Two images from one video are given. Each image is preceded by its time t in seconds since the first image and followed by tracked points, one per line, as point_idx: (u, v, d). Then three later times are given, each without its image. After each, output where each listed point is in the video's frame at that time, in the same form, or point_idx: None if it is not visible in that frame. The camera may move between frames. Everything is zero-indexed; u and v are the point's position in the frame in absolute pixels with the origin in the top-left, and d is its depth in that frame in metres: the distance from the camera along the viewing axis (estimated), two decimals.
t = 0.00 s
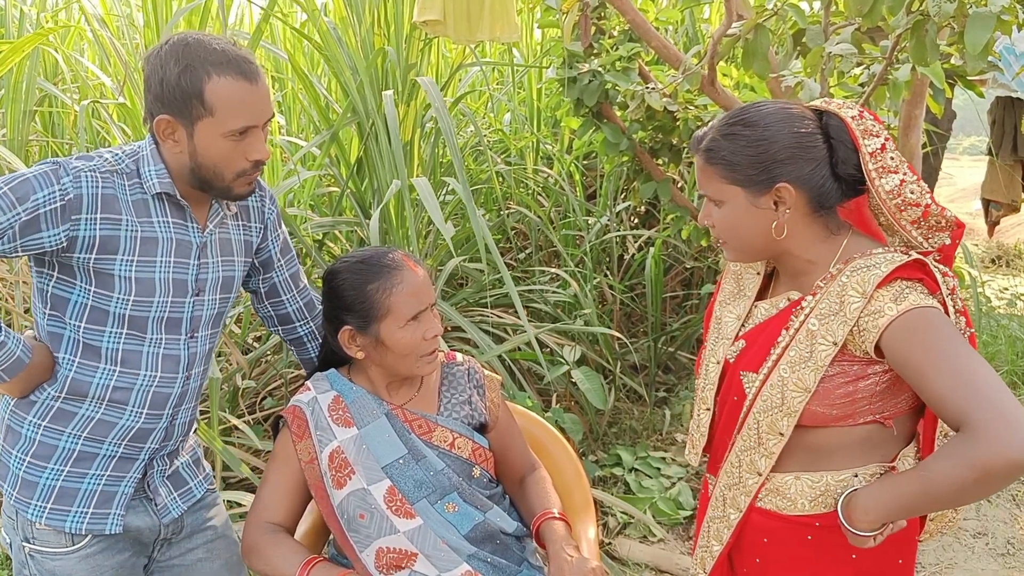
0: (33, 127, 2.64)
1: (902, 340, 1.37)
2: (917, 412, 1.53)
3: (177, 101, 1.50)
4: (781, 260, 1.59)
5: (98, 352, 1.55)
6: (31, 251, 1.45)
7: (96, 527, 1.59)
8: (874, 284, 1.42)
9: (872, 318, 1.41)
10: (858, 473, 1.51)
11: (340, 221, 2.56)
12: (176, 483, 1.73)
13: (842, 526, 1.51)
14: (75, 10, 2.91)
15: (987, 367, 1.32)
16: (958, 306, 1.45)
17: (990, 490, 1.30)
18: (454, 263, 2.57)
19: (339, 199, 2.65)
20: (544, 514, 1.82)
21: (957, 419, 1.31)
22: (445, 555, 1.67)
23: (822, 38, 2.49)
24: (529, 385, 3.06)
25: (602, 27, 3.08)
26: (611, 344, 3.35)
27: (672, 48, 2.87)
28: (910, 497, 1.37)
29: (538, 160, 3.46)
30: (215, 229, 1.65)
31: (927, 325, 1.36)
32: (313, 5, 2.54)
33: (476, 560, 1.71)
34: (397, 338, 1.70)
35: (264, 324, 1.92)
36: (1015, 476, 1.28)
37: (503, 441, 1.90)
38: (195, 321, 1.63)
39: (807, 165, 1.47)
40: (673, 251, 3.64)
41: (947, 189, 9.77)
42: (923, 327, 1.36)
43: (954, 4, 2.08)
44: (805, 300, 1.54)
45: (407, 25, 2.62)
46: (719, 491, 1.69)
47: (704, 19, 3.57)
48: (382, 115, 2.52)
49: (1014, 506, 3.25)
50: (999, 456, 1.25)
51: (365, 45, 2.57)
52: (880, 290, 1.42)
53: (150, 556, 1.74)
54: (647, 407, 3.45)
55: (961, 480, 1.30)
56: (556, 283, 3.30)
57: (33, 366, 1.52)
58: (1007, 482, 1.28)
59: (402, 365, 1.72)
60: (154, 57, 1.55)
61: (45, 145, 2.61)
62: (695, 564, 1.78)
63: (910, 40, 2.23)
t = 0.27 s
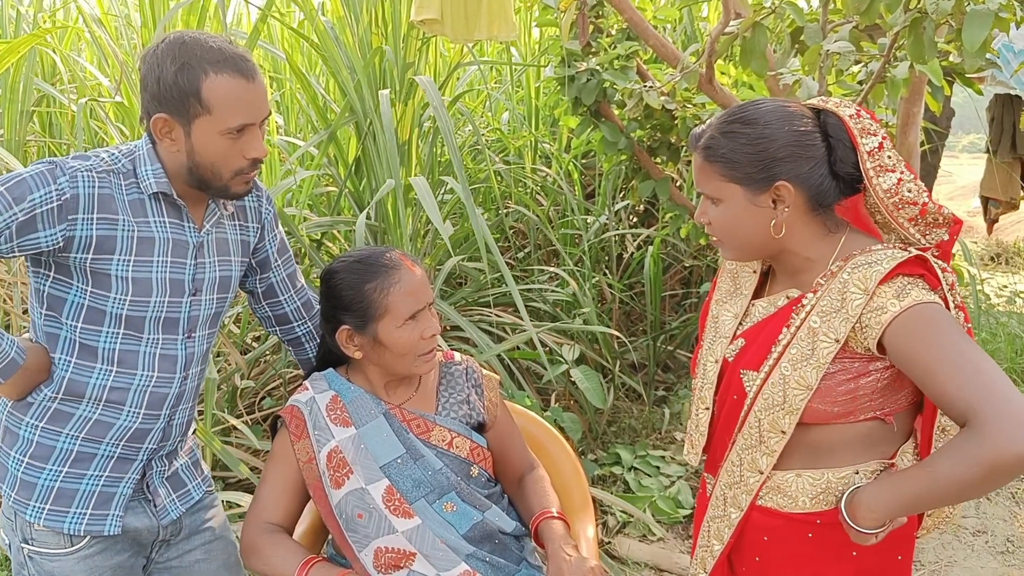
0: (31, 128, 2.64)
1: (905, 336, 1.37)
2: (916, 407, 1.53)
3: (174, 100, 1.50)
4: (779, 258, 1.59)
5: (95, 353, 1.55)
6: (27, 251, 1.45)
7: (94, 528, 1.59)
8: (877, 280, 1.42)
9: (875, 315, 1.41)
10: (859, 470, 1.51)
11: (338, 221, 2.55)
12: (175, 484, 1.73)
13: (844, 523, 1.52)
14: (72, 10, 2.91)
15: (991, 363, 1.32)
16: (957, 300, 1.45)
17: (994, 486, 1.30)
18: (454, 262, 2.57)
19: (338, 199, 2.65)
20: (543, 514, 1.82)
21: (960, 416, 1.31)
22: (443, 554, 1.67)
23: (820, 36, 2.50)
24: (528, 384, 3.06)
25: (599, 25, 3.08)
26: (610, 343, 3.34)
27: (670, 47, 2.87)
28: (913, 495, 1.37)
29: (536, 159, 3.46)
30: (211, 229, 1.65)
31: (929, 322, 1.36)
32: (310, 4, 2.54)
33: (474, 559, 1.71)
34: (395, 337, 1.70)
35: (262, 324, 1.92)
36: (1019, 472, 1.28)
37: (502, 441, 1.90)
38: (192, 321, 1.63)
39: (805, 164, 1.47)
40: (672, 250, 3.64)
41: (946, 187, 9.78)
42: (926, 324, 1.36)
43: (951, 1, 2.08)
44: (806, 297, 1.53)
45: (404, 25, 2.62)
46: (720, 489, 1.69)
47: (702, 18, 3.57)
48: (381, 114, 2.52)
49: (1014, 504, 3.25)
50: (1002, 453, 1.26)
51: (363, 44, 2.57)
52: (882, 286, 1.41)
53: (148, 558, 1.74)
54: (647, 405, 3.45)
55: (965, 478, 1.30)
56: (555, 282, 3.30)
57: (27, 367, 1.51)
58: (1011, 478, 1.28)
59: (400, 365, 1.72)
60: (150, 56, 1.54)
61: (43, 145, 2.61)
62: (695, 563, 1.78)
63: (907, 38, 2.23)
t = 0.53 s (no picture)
0: (29, 127, 2.64)
1: (896, 334, 1.37)
2: (909, 404, 1.53)
3: (176, 97, 1.50)
4: (776, 253, 1.59)
5: (94, 351, 1.55)
6: (27, 249, 1.45)
7: (95, 527, 1.59)
8: (868, 277, 1.42)
9: (865, 311, 1.41)
10: (848, 468, 1.51)
11: (337, 220, 2.54)
12: (177, 485, 1.72)
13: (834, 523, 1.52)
14: (70, 9, 2.91)
15: (980, 361, 1.33)
16: (950, 299, 1.46)
17: (982, 485, 1.31)
18: (452, 261, 2.57)
19: (337, 198, 2.65)
20: (542, 512, 1.82)
21: (950, 414, 1.31)
22: (442, 553, 1.67)
23: (820, 35, 2.49)
24: (527, 383, 3.06)
25: (598, 24, 3.07)
26: (609, 343, 3.35)
27: (669, 46, 2.87)
28: (902, 493, 1.38)
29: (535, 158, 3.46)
30: (211, 227, 1.65)
31: (920, 319, 1.36)
32: (309, 3, 2.54)
33: (473, 558, 1.71)
34: (394, 336, 1.70)
35: (262, 323, 1.92)
36: (1007, 469, 1.29)
37: (501, 439, 1.90)
38: (192, 319, 1.63)
39: (809, 160, 1.47)
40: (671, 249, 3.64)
41: (945, 186, 9.78)
42: (917, 322, 1.36)
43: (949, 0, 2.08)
44: (799, 294, 1.54)
45: (403, 24, 2.62)
46: (714, 485, 1.69)
47: (702, 17, 3.57)
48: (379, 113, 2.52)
49: (1013, 503, 3.25)
50: (993, 451, 1.26)
51: (362, 43, 2.56)
52: (874, 283, 1.41)
53: (149, 557, 1.74)
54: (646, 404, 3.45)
55: (953, 475, 1.30)
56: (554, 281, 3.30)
57: (28, 365, 1.51)
58: (999, 477, 1.29)
59: (399, 364, 1.72)
60: (152, 53, 1.54)
61: (42, 144, 2.61)
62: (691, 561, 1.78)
63: (906, 37, 2.22)
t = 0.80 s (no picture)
0: (27, 127, 2.64)
1: (883, 334, 1.38)
2: (900, 404, 1.53)
3: (173, 96, 1.50)
4: (772, 249, 1.59)
5: (93, 351, 1.55)
6: (24, 250, 1.45)
7: (94, 527, 1.59)
8: (858, 277, 1.42)
9: (854, 310, 1.41)
10: (838, 466, 1.52)
11: (336, 220, 2.54)
12: (177, 485, 1.73)
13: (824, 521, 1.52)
14: (68, 9, 2.91)
15: (966, 363, 1.33)
16: (942, 300, 1.45)
17: (965, 485, 1.32)
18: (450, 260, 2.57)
19: (335, 198, 2.65)
20: (540, 512, 1.82)
21: (935, 413, 1.31)
22: (440, 552, 1.67)
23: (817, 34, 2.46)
24: (526, 382, 3.06)
25: (597, 23, 3.07)
26: (608, 342, 3.35)
27: (667, 45, 2.87)
28: (888, 491, 1.38)
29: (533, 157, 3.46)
30: (209, 227, 1.65)
31: (907, 320, 1.36)
32: (307, 3, 2.54)
33: (472, 557, 1.71)
34: (392, 335, 1.70)
35: (260, 323, 1.92)
36: (992, 470, 1.30)
37: (500, 438, 1.91)
38: (190, 319, 1.63)
39: (809, 160, 1.47)
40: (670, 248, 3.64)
41: (944, 184, 9.78)
42: (904, 322, 1.36)
43: None
44: (791, 291, 1.54)
45: (401, 24, 2.62)
46: (707, 480, 1.70)
47: (700, 16, 3.57)
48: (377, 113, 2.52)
49: (1011, 501, 3.25)
50: (976, 451, 1.27)
51: (359, 42, 2.57)
52: (863, 283, 1.42)
53: (148, 557, 1.74)
54: (645, 403, 3.45)
55: (937, 475, 1.31)
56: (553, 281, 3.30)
57: (27, 366, 1.52)
58: (982, 478, 1.30)
59: (397, 363, 1.73)
60: (148, 53, 1.54)
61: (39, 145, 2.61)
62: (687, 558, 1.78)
63: (904, 36, 2.22)
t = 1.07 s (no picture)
0: (26, 126, 2.64)
1: (881, 331, 1.38)
2: (900, 402, 1.53)
3: (171, 93, 1.50)
4: (772, 247, 1.60)
5: (92, 349, 1.55)
6: (23, 247, 1.45)
7: (94, 525, 1.59)
8: (859, 274, 1.42)
9: (854, 307, 1.41)
10: (837, 462, 1.51)
11: (334, 219, 2.55)
12: (177, 484, 1.72)
13: (823, 518, 1.52)
14: (67, 7, 2.90)
15: (965, 362, 1.32)
16: (942, 298, 1.45)
17: (963, 483, 1.31)
18: (450, 259, 2.56)
19: (334, 196, 2.65)
20: (540, 511, 1.82)
21: (932, 411, 1.31)
22: (440, 550, 1.67)
23: (818, 33, 2.46)
24: (525, 381, 3.06)
25: (596, 22, 3.06)
26: (607, 341, 3.35)
27: (667, 44, 2.87)
28: (886, 489, 1.38)
29: (532, 156, 3.46)
30: (208, 224, 1.65)
31: (905, 317, 1.36)
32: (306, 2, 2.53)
33: (471, 555, 1.71)
34: (391, 333, 1.70)
35: (260, 321, 1.92)
36: (988, 469, 1.29)
37: (499, 437, 1.90)
38: (190, 317, 1.62)
39: (812, 163, 1.46)
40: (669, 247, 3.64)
41: (943, 183, 9.78)
42: (903, 319, 1.36)
43: None
44: (791, 287, 1.54)
45: (400, 22, 2.63)
46: (706, 476, 1.70)
47: (699, 15, 3.57)
48: (376, 111, 2.52)
49: (1011, 500, 3.25)
50: (972, 450, 1.27)
51: (358, 40, 2.57)
52: (864, 280, 1.42)
53: (147, 556, 1.74)
54: (644, 402, 3.45)
55: (934, 472, 1.31)
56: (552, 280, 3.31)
57: (26, 364, 1.51)
58: (980, 475, 1.29)
59: (396, 361, 1.72)
60: (146, 50, 1.54)
61: (38, 143, 2.61)
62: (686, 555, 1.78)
63: (904, 34, 2.22)
